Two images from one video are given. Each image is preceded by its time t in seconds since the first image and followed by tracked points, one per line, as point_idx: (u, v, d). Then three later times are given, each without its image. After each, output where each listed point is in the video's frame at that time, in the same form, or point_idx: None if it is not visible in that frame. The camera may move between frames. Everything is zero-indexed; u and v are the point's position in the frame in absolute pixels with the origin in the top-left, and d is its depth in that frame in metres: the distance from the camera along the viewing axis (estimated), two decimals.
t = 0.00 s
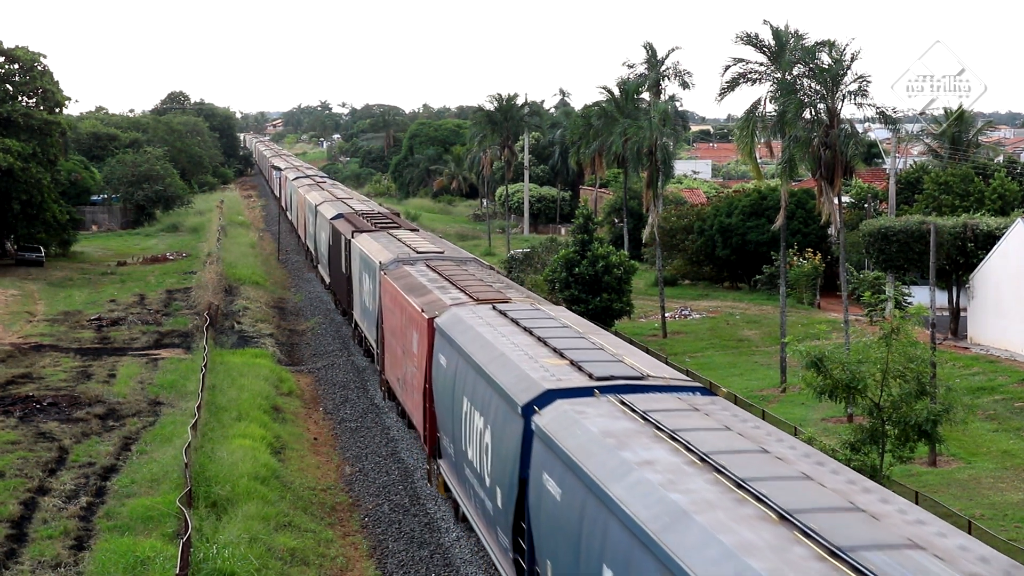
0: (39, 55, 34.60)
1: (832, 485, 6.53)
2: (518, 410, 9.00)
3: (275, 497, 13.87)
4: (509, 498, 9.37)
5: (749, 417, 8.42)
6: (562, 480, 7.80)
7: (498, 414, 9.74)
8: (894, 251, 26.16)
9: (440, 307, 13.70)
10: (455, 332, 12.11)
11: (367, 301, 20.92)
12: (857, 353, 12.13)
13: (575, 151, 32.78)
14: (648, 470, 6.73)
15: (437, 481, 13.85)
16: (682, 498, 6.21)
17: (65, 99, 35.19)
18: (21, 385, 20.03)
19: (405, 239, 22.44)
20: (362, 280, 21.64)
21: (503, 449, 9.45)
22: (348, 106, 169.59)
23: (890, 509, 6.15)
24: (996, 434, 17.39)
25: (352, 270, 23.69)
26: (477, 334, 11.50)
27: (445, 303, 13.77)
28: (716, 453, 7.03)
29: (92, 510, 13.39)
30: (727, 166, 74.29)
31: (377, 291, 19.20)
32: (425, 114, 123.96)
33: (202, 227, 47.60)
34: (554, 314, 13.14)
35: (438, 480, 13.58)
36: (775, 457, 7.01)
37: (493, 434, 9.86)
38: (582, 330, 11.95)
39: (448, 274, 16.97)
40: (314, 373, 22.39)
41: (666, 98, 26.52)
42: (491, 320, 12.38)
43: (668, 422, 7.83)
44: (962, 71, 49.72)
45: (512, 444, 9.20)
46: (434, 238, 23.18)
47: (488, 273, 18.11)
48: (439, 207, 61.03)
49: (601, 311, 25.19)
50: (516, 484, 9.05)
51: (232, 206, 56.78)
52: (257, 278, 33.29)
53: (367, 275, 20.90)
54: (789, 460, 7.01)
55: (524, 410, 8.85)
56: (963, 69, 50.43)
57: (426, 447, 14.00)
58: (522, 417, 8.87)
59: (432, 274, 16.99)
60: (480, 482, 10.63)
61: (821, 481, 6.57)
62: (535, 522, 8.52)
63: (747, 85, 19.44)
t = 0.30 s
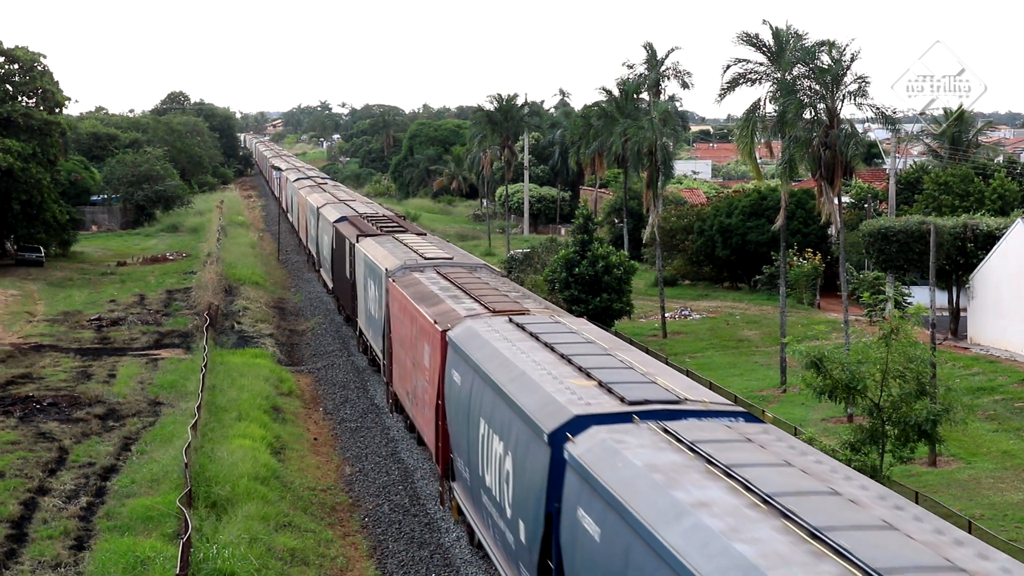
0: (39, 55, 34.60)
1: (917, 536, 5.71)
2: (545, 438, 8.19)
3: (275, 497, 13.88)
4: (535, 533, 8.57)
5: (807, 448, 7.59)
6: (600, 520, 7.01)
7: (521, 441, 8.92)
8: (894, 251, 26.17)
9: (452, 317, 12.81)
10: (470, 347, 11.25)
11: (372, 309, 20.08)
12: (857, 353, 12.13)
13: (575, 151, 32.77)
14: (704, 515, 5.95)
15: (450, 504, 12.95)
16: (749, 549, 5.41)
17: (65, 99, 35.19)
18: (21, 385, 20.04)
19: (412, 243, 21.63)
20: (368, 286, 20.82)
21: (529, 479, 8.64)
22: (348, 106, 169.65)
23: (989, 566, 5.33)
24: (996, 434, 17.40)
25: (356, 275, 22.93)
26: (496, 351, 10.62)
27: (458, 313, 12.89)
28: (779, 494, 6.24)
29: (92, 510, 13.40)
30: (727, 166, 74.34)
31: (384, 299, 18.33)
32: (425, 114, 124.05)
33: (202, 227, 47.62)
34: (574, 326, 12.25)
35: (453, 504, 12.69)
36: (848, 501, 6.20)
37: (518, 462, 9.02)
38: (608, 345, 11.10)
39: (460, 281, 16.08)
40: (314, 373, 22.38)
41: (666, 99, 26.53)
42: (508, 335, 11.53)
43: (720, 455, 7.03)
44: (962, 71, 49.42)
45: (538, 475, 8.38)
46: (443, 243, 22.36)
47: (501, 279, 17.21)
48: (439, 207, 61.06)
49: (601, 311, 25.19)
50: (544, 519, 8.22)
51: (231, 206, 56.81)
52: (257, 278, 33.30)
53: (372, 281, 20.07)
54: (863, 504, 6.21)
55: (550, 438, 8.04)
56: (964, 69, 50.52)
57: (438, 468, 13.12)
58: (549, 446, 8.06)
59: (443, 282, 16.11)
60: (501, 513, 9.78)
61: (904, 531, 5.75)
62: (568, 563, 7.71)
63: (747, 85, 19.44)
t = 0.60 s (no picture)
0: (39, 55, 34.61)
1: None
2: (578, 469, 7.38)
3: (275, 497, 13.88)
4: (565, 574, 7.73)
5: (877, 487, 6.78)
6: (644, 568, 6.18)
7: (550, 471, 8.10)
8: (894, 250, 26.17)
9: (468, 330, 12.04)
10: (489, 364, 10.46)
11: (379, 318, 19.33)
12: (856, 353, 12.13)
13: (575, 151, 32.75)
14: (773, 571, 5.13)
15: None
16: None
17: (65, 99, 35.18)
18: (21, 385, 20.04)
19: (420, 250, 20.89)
20: (374, 293, 20.06)
21: (558, 513, 7.83)
22: (348, 106, 169.70)
23: None
24: (996, 434, 17.39)
25: (360, 281, 22.25)
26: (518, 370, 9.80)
27: (474, 326, 12.12)
28: (858, 547, 5.41)
29: (92, 510, 13.40)
30: (727, 165, 74.34)
31: (392, 308, 17.59)
32: (425, 114, 124.08)
33: (202, 227, 47.62)
34: (599, 342, 11.46)
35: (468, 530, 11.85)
36: (940, 556, 5.36)
37: (544, 494, 8.19)
38: (639, 363, 10.29)
39: (473, 291, 15.30)
40: (314, 373, 22.38)
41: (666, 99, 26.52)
42: (530, 350, 10.74)
43: (781, 497, 6.21)
44: (962, 71, 49.44)
45: (569, 509, 7.57)
46: (453, 250, 21.61)
47: (515, 289, 16.44)
48: (439, 207, 61.07)
49: (602, 311, 25.20)
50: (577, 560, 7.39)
51: (232, 206, 56.81)
52: (257, 278, 33.29)
53: (379, 288, 19.34)
54: (958, 560, 5.37)
55: (584, 469, 7.24)
56: (964, 69, 50.41)
57: (452, 491, 12.29)
58: (583, 477, 7.26)
59: (456, 292, 15.33)
60: (525, 547, 8.95)
61: None
62: None
63: (747, 86, 19.44)
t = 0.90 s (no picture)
0: (39, 55, 34.61)
1: None
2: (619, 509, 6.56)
3: (275, 497, 13.89)
4: None
5: (962, 538, 5.96)
6: None
7: (585, 508, 7.26)
8: (894, 251, 26.17)
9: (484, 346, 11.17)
10: (511, 384, 9.61)
11: (386, 326, 18.45)
12: (856, 353, 12.12)
13: (575, 151, 32.76)
14: None
15: None
16: None
17: (65, 99, 35.18)
18: (20, 385, 20.04)
19: (428, 254, 19.97)
20: (380, 300, 19.14)
21: (594, 556, 7.00)
22: (348, 106, 169.77)
23: None
24: (996, 434, 17.39)
25: (366, 287, 21.41)
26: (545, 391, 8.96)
27: (490, 341, 11.25)
28: None
29: (92, 510, 13.40)
30: (727, 165, 74.37)
31: (400, 317, 16.70)
32: (426, 114, 124.15)
33: (202, 227, 47.63)
34: (627, 358, 10.57)
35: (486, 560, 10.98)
36: None
37: (578, 533, 7.37)
38: (677, 384, 9.42)
39: (486, 299, 14.37)
40: (314, 373, 22.37)
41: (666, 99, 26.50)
42: (555, 368, 9.90)
43: (858, 552, 5.36)
44: (962, 71, 49.46)
45: (608, 553, 6.75)
46: (463, 254, 20.67)
47: (530, 297, 15.48)
48: (439, 207, 61.09)
49: (601, 311, 25.19)
50: None
51: (232, 206, 56.82)
52: (257, 278, 33.29)
53: (385, 296, 18.44)
54: None
55: (626, 509, 6.42)
56: (964, 69, 50.41)
57: (468, 516, 11.44)
58: (625, 519, 6.44)
59: (469, 301, 14.40)
60: None
61: None
62: None
63: (746, 85, 19.44)
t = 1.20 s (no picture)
0: (39, 56, 34.60)
1: None
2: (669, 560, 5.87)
3: (275, 497, 13.89)
4: None
5: None
6: None
7: (626, 555, 6.57)
8: (894, 251, 26.17)
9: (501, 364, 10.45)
10: (534, 409, 8.87)
11: (394, 337, 17.67)
12: (856, 353, 12.12)
13: (575, 151, 32.75)
14: None
15: None
16: None
17: (65, 99, 35.17)
18: (20, 385, 20.04)
19: (438, 261, 19.15)
20: (389, 309, 18.32)
21: None
22: (348, 107, 169.76)
23: None
24: (996, 434, 17.39)
25: (372, 295, 20.65)
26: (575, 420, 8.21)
27: (510, 359, 10.50)
28: None
29: (92, 510, 13.40)
30: (727, 165, 74.36)
31: (410, 328, 15.92)
32: (426, 114, 124.13)
33: (202, 227, 47.63)
34: (658, 378, 9.78)
35: None
36: None
37: None
38: (716, 408, 8.68)
39: (501, 311, 13.57)
40: (314, 373, 22.35)
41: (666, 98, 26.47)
42: (581, 389, 9.18)
43: None
44: (962, 71, 49.40)
45: None
46: (474, 260, 19.84)
47: (547, 308, 14.65)
48: (439, 207, 61.08)
49: (601, 311, 25.20)
50: None
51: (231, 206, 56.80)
52: (257, 278, 33.28)
53: (394, 304, 17.63)
54: None
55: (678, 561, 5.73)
56: (964, 69, 50.28)
57: (487, 546, 10.71)
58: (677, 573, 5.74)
59: (485, 313, 13.60)
60: None
61: None
62: None
63: (746, 85, 19.43)
